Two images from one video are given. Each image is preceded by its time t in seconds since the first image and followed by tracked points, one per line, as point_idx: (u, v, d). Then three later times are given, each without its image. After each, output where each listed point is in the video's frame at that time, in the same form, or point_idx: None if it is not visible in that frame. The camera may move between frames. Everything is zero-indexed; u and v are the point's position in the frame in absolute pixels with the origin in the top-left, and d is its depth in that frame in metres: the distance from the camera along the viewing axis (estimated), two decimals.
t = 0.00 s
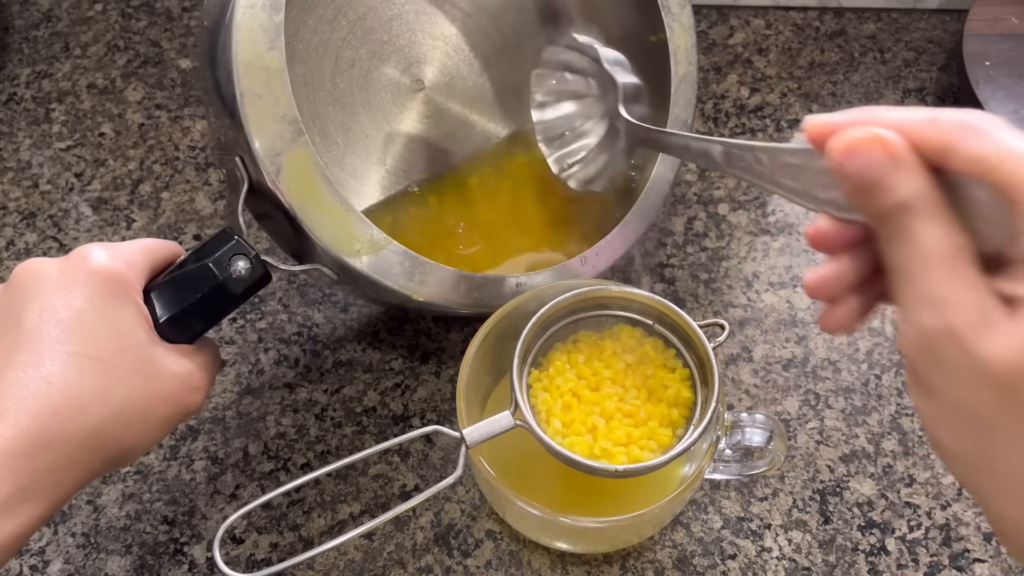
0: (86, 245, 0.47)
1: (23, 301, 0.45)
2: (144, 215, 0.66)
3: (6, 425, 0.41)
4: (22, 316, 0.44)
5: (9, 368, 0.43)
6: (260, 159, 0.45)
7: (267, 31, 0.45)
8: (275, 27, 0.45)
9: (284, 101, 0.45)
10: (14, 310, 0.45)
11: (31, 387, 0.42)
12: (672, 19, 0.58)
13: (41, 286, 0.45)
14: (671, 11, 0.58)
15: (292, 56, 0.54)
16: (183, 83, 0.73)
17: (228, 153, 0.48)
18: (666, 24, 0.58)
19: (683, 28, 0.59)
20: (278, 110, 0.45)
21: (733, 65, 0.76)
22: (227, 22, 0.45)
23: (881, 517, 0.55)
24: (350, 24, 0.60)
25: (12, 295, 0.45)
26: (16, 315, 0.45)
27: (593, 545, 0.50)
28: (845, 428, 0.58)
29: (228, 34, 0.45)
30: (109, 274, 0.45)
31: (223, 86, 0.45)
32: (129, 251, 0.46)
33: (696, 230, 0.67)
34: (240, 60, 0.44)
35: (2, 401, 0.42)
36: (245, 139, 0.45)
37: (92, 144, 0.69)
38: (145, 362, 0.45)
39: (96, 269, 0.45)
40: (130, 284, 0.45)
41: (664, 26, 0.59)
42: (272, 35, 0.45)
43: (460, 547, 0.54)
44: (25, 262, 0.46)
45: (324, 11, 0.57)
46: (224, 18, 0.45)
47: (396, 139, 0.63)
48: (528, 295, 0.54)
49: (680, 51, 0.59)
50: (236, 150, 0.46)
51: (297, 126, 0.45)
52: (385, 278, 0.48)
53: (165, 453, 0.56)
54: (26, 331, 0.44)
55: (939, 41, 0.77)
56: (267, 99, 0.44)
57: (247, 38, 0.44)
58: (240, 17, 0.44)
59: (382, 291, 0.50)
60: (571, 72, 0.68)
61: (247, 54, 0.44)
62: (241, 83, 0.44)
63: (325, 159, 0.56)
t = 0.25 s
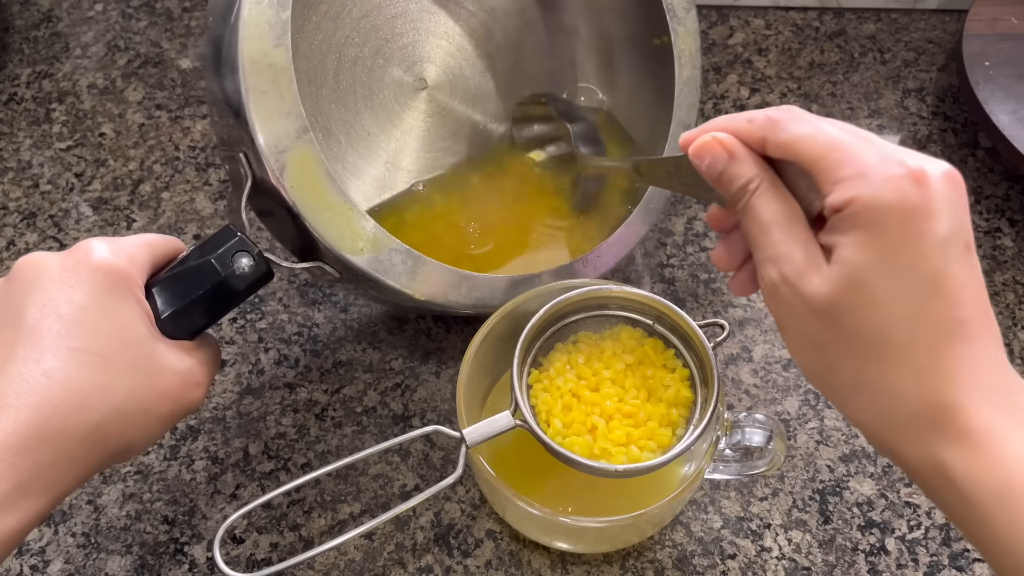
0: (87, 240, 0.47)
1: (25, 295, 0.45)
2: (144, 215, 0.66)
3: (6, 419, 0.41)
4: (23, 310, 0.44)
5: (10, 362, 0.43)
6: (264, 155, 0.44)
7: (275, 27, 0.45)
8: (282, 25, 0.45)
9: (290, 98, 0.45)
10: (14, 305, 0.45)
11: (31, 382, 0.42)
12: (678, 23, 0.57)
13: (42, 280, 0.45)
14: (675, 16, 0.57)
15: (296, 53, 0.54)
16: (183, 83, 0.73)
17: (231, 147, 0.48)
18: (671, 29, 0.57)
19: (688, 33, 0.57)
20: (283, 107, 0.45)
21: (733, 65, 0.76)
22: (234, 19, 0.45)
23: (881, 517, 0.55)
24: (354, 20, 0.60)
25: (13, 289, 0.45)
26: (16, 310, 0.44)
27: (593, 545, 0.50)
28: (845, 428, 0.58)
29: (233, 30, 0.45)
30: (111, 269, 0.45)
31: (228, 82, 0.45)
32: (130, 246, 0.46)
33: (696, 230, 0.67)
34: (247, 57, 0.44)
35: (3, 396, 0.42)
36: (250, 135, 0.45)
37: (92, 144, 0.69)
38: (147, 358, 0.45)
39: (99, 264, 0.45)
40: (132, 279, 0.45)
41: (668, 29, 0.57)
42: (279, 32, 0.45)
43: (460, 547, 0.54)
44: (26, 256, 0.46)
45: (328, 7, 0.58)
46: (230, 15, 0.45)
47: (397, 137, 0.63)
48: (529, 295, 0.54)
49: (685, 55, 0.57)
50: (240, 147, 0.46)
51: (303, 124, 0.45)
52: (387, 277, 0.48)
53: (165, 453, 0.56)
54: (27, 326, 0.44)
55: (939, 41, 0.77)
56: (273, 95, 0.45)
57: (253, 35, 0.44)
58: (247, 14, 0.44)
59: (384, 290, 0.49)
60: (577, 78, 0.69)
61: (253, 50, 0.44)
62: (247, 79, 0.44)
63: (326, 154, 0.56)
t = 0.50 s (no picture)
0: (89, 239, 0.47)
1: (27, 295, 0.45)
2: (144, 215, 0.66)
3: (9, 420, 0.41)
4: (26, 310, 0.44)
5: (12, 362, 0.43)
6: (269, 156, 0.45)
7: (282, 29, 0.45)
8: (289, 26, 0.45)
9: (298, 100, 0.45)
10: (15, 304, 0.45)
11: (33, 382, 0.42)
12: (684, 30, 0.56)
13: (44, 280, 0.45)
14: (682, 22, 0.56)
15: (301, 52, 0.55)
16: (183, 83, 0.73)
17: (234, 147, 0.48)
18: (677, 36, 0.56)
19: (695, 39, 0.56)
20: (291, 109, 0.45)
21: (733, 65, 0.76)
22: (241, 19, 0.45)
23: (881, 517, 0.55)
24: (359, 19, 0.60)
25: (14, 288, 0.45)
26: (18, 309, 0.44)
27: (592, 545, 0.50)
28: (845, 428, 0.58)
29: (240, 31, 0.44)
30: (112, 269, 0.45)
31: (233, 82, 0.45)
32: (133, 245, 0.46)
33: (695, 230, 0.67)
34: (254, 57, 0.44)
35: (4, 396, 0.42)
36: (254, 135, 0.45)
37: (92, 144, 0.69)
38: (149, 358, 0.45)
39: (101, 263, 0.45)
40: (134, 279, 0.45)
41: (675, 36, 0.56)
42: (287, 33, 0.45)
43: (460, 547, 0.54)
44: (27, 255, 0.46)
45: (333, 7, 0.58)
46: (237, 15, 0.45)
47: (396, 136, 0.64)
48: (530, 295, 0.53)
49: (690, 61, 0.56)
50: (244, 147, 0.46)
51: (309, 126, 0.45)
52: (390, 278, 0.48)
53: (165, 453, 0.56)
54: (29, 325, 0.44)
55: (939, 41, 0.77)
56: (279, 96, 0.45)
57: (261, 35, 0.44)
58: (254, 14, 0.44)
59: (387, 291, 0.49)
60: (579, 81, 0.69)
61: (260, 51, 0.44)
62: (254, 80, 0.44)
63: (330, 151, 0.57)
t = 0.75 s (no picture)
0: (88, 244, 0.47)
1: (27, 300, 0.45)
2: (144, 215, 0.66)
3: (9, 426, 0.41)
4: (25, 315, 0.44)
5: (11, 368, 0.43)
6: (264, 159, 0.45)
7: (276, 31, 0.45)
8: (283, 27, 0.45)
9: (293, 103, 0.45)
10: (14, 309, 0.45)
11: (34, 387, 0.43)
12: (679, 27, 0.56)
13: (44, 286, 0.45)
14: (678, 19, 0.56)
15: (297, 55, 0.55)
16: (183, 83, 0.73)
17: (231, 150, 0.48)
18: (673, 32, 0.56)
19: (691, 35, 0.57)
20: (285, 111, 0.45)
21: (733, 65, 0.76)
22: (234, 21, 0.45)
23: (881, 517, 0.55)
24: (354, 23, 0.60)
25: (14, 293, 0.45)
26: (18, 315, 0.44)
27: (592, 545, 0.50)
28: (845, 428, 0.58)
29: (234, 33, 0.44)
30: (112, 274, 0.45)
31: (229, 85, 0.45)
32: (131, 250, 0.47)
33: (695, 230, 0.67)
34: (248, 60, 0.44)
35: (5, 401, 0.42)
36: (250, 137, 0.45)
37: (92, 144, 0.69)
38: (149, 362, 0.45)
39: (100, 268, 0.45)
40: (133, 283, 0.45)
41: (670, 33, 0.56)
42: (281, 35, 0.45)
43: (460, 547, 0.54)
44: (27, 260, 0.47)
45: (328, 10, 0.58)
46: (230, 18, 0.45)
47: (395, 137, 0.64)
48: (531, 294, 0.53)
49: (686, 58, 0.56)
50: (241, 149, 0.46)
51: (305, 128, 0.46)
52: (389, 280, 0.48)
53: (165, 453, 0.56)
54: (28, 331, 0.44)
55: (939, 41, 0.78)
56: (274, 99, 0.45)
57: (255, 38, 0.44)
58: (248, 17, 0.44)
59: (385, 292, 0.50)
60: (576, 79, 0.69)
61: (255, 53, 0.44)
62: (249, 83, 0.44)
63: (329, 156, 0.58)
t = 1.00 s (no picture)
0: (85, 243, 0.47)
1: (24, 298, 0.45)
2: (144, 215, 0.66)
3: (6, 423, 0.41)
4: (23, 313, 0.44)
5: (9, 365, 0.43)
6: (260, 157, 0.45)
7: (270, 29, 0.45)
8: (277, 26, 0.45)
9: (287, 100, 0.45)
10: (12, 308, 0.45)
11: (32, 385, 0.42)
12: (674, 21, 0.57)
13: (42, 284, 0.45)
14: (672, 13, 0.56)
15: (294, 55, 0.55)
16: (183, 83, 0.73)
17: (229, 151, 0.48)
18: (668, 27, 0.56)
19: (685, 29, 0.57)
20: (280, 109, 0.45)
21: (733, 65, 0.76)
22: (229, 20, 0.45)
23: (881, 517, 0.55)
24: (352, 23, 0.61)
25: (12, 291, 0.45)
26: (16, 313, 0.45)
27: (592, 545, 0.50)
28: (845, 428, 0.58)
29: (229, 32, 0.45)
30: (110, 272, 0.45)
31: (224, 85, 0.45)
32: (129, 249, 0.47)
33: (695, 230, 0.67)
34: (244, 59, 0.44)
35: (3, 399, 0.42)
36: (246, 136, 0.45)
37: (92, 144, 0.69)
38: (147, 360, 0.45)
39: (98, 267, 0.45)
40: (131, 282, 0.45)
41: (665, 28, 0.57)
42: (275, 34, 0.45)
43: (460, 547, 0.54)
44: (26, 259, 0.47)
45: (326, 11, 0.58)
46: (225, 18, 0.45)
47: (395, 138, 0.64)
48: (530, 294, 0.53)
49: (682, 53, 0.57)
50: (237, 149, 0.46)
51: (299, 125, 0.45)
52: (387, 277, 0.48)
53: (165, 453, 0.56)
54: (26, 329, 0.44)
55: (939, 41, 0.77)
56: (269, 96, 0.45)
57: (250, 36, 0.44)
58: (243, 15, 0.45)
59: (383, 291, 0.49)
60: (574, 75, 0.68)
61: (250, 52, 0.44)
62: (244, 81, 0.44)
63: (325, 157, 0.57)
